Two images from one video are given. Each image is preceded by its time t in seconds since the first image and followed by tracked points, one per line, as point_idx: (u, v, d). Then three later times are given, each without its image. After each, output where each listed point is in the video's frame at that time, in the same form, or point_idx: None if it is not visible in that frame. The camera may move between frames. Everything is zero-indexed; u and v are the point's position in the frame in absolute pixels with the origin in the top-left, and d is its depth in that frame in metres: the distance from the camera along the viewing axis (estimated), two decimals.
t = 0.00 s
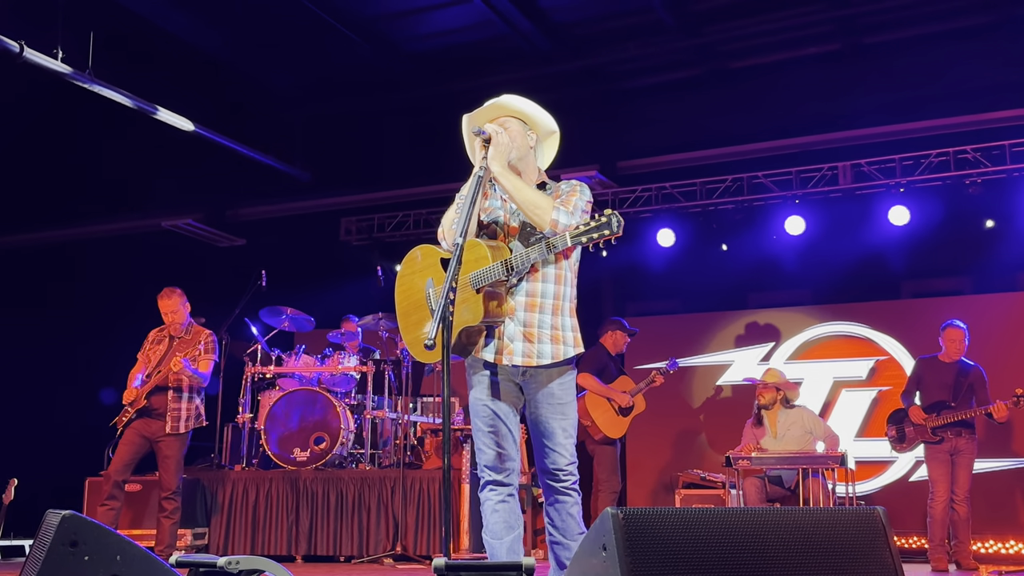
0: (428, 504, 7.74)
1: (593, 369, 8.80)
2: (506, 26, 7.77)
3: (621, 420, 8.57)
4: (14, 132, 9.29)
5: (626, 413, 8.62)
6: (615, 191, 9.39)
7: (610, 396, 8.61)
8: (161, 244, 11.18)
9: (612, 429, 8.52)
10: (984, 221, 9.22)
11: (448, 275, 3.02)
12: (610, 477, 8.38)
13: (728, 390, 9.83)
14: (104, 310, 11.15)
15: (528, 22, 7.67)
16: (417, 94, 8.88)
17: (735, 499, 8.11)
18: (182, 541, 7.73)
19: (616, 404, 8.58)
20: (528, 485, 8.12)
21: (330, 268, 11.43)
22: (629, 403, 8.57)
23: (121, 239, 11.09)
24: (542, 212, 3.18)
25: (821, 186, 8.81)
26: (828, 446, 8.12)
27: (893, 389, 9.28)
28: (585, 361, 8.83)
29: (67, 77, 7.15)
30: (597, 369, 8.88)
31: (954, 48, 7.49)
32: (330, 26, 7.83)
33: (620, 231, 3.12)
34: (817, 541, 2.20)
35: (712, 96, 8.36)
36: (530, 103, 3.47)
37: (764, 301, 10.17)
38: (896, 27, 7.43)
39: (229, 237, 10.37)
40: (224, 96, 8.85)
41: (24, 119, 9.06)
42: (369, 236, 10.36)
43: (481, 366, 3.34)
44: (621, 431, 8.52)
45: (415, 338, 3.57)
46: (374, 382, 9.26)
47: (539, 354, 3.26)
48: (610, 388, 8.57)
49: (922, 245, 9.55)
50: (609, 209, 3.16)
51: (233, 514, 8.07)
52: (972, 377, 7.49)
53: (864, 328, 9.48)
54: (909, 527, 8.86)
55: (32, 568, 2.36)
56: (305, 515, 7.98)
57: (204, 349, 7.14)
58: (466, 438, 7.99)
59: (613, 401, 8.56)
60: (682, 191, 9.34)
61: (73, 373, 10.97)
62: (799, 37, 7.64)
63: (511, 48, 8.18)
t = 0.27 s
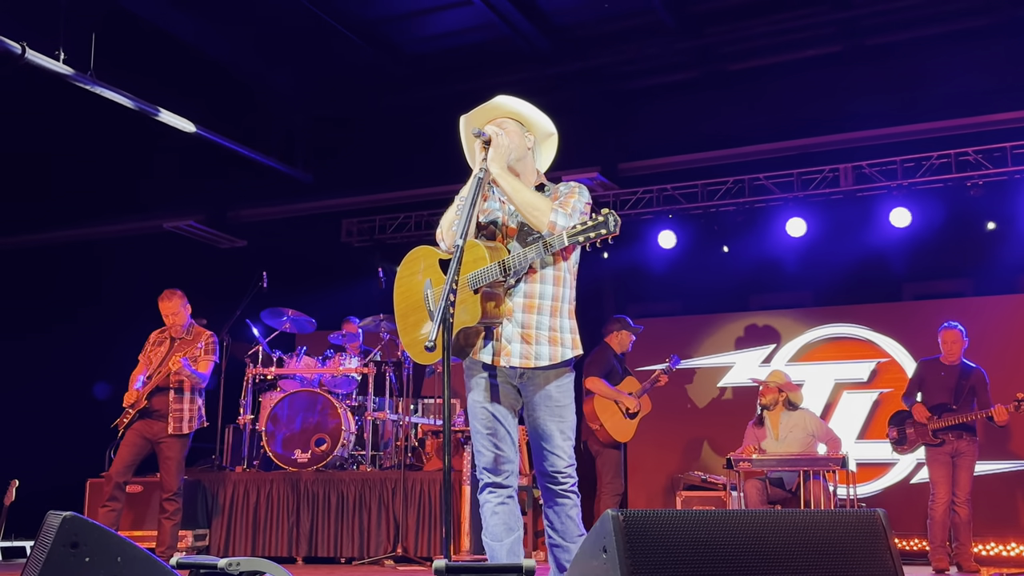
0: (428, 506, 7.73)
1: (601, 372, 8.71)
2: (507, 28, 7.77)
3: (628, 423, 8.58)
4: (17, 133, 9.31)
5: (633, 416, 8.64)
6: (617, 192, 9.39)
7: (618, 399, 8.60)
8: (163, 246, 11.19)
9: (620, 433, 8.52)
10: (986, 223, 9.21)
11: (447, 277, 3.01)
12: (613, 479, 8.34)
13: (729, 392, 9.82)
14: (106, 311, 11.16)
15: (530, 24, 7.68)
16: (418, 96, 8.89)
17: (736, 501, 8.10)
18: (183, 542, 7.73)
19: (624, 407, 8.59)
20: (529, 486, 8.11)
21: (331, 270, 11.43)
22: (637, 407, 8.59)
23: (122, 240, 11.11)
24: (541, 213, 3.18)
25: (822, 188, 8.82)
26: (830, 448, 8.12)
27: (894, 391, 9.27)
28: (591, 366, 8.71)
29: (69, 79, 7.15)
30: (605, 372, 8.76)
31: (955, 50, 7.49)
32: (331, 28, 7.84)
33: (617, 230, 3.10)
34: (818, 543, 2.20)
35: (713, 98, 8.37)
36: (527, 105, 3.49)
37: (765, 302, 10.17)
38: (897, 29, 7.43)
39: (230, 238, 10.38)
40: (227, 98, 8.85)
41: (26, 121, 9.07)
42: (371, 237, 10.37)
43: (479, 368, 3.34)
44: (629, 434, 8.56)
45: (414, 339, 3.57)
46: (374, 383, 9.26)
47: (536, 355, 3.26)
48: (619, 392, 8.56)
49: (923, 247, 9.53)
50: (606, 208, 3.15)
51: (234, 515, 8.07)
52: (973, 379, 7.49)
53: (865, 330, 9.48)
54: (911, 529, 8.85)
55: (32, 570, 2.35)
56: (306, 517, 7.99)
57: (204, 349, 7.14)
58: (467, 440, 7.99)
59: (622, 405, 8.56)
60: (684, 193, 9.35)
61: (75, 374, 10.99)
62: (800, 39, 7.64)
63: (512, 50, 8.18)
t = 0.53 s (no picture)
0: (429, 508, 7.73)
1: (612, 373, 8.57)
2: (509, 30, 7.78)
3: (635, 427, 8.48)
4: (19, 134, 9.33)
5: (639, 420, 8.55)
6: (618, 194, 9.40)
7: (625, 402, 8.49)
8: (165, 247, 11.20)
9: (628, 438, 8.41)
10: (987, 225, 9.22)
11: (448, 279, 3.01)
12: (614, 482, 8.30)
13: (731, 394, 9.81)
14: (108, 312, 11.17)
15: (531, 26, 7.69)
16: (420, 98, 8.90)
17: (737, 503, 8.09)
18: (184, 544, 7.73)
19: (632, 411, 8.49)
20: (530, 488, 8.11)
21: (333, 272, 11.44)
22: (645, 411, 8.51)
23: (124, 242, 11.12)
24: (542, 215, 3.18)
25: (824, 190, 8.82)
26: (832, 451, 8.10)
27: (896, 394, 9.26)
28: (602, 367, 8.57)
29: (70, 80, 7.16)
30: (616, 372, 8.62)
31: (957, 53, 7.49)
32: (333, 30, 7.84)
33: (620, 233, 3.11)
34: (819, 547, 2.20)
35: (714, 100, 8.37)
36: (530, 107, 3.48)
37: (767, 305, 10.18)
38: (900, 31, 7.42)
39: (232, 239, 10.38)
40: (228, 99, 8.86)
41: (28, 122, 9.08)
42: (372, 239, 10.37)
43: (479, 370, 3.34)
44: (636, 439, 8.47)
45: (413, 341, 3.57)
46: (376, 385, 9.27)
47: (537, 358, 3.26)
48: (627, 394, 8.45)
49: (925, 249, 9.55)
50: (609, 211, 3.15)
51: (235, 517, 8.07)
52: (973, 378, 7.45)
53: (867, 332, 9.48)
54: (913, 531, 8.84)
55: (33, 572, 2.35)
56: (307, 518, 7.99)
57: (204, 349, 7.15)
58: (468, 441, 7.98)
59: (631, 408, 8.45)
60: (685, 195, 9.36)
61: (77, 375, 10.99)
62: (802, 42, 7.63)
63: (514, 52, 8.19)
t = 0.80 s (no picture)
0: (429, 509, 7.73)
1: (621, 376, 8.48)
2: (510, 31, 7.78)
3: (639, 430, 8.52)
4: (20, 134, 9.33)
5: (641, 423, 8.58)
6: (619, 196, 9.40)
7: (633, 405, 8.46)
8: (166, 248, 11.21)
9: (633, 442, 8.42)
10: (988, 227, 9.22)
11: (448, 280, 3.01)
12: (615, 483, 8.32)
13: (731, 395, 9.82)
14: (109, 312, 11.18)
15: (533, 27, 7.69)
16: (421, 99, 8.91)
17: (737, 505, 8.09)
18: (184, 544, 7.72)
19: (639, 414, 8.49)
20: (530, 490, 8.11)
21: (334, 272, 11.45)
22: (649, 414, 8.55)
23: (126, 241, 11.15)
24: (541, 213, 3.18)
25: (825, 192, 8.82)
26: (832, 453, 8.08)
27: (896, 395, 9.25)
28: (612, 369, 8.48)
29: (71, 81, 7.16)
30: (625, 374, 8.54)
31: (959, 54, 7.48)
32: (334, 31, 7.85)
33: (621, 231, 3.11)
34: (818, 548, 2.20)
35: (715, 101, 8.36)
36: (532, 109, 3.49)
37: (767, 306, 10.18)
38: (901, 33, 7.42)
39: (232, 239, 10.39)
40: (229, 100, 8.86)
41: (29, 122, 9.09)
42: (373, 240, 10.38)
43: (479, 370, 3.34)
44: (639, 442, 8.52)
45: (413, 341, 3.58)
46: (376, 386, 9.27)
47: (537, 357, 3.27)
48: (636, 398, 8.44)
49: (925, 251, 9.55)
50: (610, 209, 3.15)
51: (236, 518, 8.07)
52: (972, 380, 7.46)
53: (868, 334, 9.46)
54: (913, 533, 8.83)
55: (33, 571, 2.35)
56: (307, 519, 7.98)
57: (204, 350, 7.14)
58: (468, 443, 7.99)
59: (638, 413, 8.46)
60: (686, 197, 9.36)
61: (77, 375, 11.00)
62: (804, 43, 7.63)
63: (514, 53, 8.19)
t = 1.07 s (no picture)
0: (428, 509, 7.74)
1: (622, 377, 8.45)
2: (510, 32, 7.78)
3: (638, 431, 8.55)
4: (20, 134, 9.33)
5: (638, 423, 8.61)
6: (619, 196, 9.39)
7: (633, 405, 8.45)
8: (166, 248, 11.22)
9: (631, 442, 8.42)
10: (987, 228, 9.23)
11: (448, 280, 3.00)
12: (615, 483, 8.33)
13: (730, 396, 9.82)
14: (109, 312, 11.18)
15: (533, 27, 7.69)
16: (421, 100, 8.91)
17: (736, 506, 8.10)
18: (183, 545, 7.72)
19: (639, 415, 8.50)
20: (529, 490, 8.11)
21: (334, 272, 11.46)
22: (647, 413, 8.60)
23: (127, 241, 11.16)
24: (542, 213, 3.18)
25: (824, 193, 8.82)
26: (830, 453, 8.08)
27: (896, 397, 9.26)
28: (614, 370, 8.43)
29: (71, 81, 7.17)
30: (626, 375, 8.51)
31: (958, 55, 7.48)
32: (335, 31, 7.85)
33: (622, 230, 3.11)
34: (817, 549, 2.20)
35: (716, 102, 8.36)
36: (530, 109, 3.49)
37: (767, 307, 10.18)
38: (901, 34, 7.42)
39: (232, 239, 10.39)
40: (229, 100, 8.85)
41: (30, 122, 9.10)
42: (373, 240, 10.38)
43: (478, 371, 3.34)
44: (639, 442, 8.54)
45: (413, 342, 3.58)
46: (375, 386, 9.28)
47: (537, 358, 3.27)
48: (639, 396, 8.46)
49: (924, 252, 9.55)
50: (610, 207, 3.15)
51: (235, 518, 8.07)
52: (971, 380, 7.48)
53: (867, 335, 9.46)
54: (912, 534, 8.84)
55: (32, 571, 2.35)
56: (306, 519, 7.98)
57: (204, 350, 7.14)
58: (468, 443, 7.99)
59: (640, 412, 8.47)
60: (686, 197, 9.36)
61: (77, 375, 11.00)
62: (804, 44, 7.63)
63: (515, 54, 8.19)
